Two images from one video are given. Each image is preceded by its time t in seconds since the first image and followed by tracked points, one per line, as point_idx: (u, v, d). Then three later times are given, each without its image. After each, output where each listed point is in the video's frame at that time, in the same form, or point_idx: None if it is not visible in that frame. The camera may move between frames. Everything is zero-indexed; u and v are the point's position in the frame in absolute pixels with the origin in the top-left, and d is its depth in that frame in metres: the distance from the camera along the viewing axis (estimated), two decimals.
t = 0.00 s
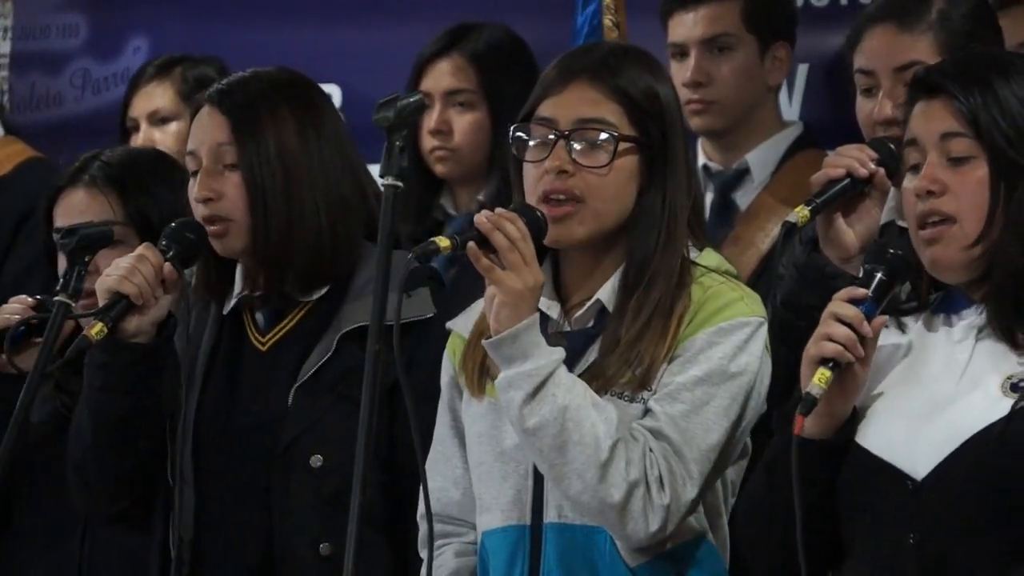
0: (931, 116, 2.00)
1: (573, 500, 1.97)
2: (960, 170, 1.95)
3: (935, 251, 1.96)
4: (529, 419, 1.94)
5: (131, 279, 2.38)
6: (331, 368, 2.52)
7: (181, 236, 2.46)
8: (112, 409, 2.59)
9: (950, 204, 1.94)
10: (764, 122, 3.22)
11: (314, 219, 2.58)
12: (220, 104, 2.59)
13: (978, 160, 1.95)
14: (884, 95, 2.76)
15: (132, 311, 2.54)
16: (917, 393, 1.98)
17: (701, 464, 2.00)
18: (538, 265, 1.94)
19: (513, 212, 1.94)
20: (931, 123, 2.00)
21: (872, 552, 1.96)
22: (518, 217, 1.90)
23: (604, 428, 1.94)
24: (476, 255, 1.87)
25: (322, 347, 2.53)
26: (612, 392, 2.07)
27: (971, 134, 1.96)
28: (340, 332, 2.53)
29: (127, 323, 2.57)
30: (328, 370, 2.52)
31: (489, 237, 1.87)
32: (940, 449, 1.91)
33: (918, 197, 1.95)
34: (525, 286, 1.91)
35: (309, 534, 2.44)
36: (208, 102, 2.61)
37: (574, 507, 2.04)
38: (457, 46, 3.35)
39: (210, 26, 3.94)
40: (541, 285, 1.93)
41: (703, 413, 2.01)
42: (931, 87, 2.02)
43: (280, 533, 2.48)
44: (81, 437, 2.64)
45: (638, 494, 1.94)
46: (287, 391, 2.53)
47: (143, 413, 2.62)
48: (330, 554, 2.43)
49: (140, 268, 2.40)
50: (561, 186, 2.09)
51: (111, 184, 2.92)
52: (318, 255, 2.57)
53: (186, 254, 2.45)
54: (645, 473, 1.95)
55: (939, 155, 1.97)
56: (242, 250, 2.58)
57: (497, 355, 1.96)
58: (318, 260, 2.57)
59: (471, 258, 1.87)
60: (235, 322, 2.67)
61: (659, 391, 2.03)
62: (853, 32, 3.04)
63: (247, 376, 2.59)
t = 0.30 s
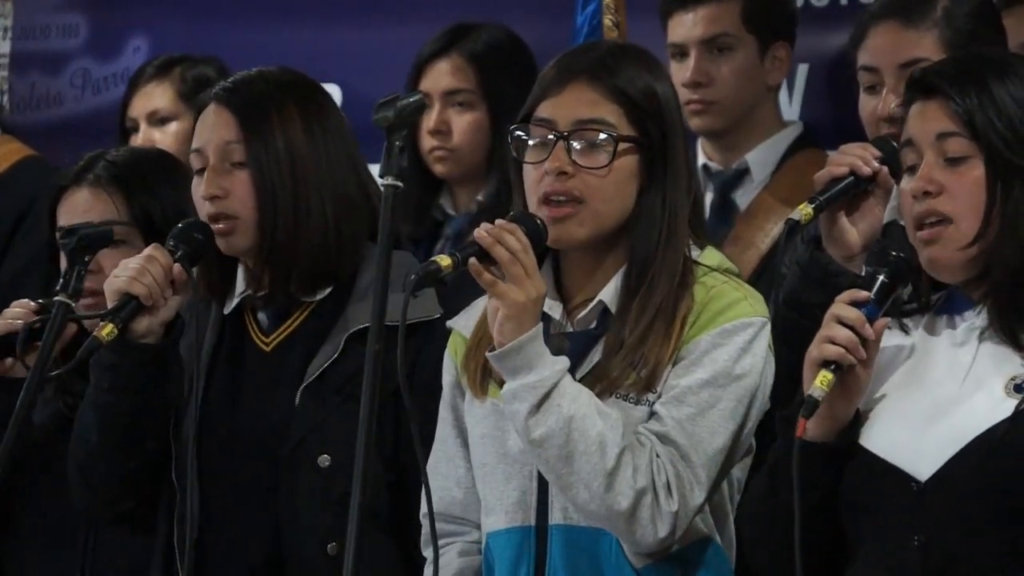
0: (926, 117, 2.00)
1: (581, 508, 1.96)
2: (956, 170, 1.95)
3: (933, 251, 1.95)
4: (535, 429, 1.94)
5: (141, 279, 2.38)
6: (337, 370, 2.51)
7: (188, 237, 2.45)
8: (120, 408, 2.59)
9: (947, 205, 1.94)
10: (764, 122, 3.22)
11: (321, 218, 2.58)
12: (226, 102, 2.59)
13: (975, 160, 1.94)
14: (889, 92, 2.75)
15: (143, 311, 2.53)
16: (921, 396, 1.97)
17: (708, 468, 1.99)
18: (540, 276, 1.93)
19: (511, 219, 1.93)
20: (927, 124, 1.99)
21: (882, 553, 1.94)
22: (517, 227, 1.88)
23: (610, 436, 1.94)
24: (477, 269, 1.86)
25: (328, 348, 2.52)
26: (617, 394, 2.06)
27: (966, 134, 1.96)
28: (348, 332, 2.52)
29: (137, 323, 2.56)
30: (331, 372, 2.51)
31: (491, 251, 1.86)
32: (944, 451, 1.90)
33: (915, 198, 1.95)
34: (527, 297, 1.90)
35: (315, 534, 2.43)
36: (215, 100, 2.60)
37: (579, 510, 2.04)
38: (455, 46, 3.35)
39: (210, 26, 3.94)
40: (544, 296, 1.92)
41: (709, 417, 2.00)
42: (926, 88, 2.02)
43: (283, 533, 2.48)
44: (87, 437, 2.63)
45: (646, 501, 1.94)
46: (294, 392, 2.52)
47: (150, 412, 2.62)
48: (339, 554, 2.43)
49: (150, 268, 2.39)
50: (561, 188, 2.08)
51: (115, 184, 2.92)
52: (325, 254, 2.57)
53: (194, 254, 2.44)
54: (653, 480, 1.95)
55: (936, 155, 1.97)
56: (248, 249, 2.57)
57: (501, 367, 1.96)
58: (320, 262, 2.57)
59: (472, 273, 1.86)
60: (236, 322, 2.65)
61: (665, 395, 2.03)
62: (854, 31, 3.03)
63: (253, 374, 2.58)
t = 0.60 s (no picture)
0: (933, 117, 2.00)
1: (581, 517, 1.96)
2: (961, 169, 1.95)
3: (940, 250, 1.95)
4: (531, 442, 1.93)
5: (144, 280, 2.38)
6: (338, 370, 2.50)
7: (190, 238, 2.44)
8: (121, 408, 2.58)
9: (953, 204, 1.94)
10: (764, 122, 3.22)
11: (322, 219, 2.58)
12: (224, 102, 2.58)
13: (980, 159, 1.94)
14: (890, 91, 2.75)
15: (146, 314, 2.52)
16: (929, 397, 1.97)
17: (708, 473, 1.99)
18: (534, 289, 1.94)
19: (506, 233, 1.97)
20: (934, 123, 1.99)
21: (886, 554, 1.94)
22: (509, 240, 1.90)
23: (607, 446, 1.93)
24: (468, 286, 1.88)
25: (330, 347, 2.52)
26: (617, 397, 2.07)
27: (973, 134, 1.96)
28: (350, 332, 2.52)
29: (140, 324, 2.54)
30: (331, 373, 2.50)
31: (481, 266, 1.88)
32: (951, 455, 1.90)
33: (922, 198, 1.95)
34: (520, 311, 1.91)
35: (318, 534, 2.43)
36: (213, 100, 2.60)
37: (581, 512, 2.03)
38: (455, 46, 3.34)
39: (210, 26, 3.94)
40: (537, 308, 1.93)
41: (709, 421, 1.99)
42: (932, 87, 2.02)
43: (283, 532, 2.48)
44: (87, 437, 2.63)
45: (645, 510, 1.94)
46: (296, 393, 2.52)
47: (150, 412, 2.61)
48: (341, 554, 2.42)
49: (152, 269, 2.39)
50: (560, 191, 2.08)
51: (119, 184, 2.91)
52: (325, 253, 2.57)
53: (196, 255, 2.43)
54: (652, 488, 1.95)
55: (942, 155, 1.97)
56: (248, 250, 2.57)
57: (497, 378, 1.95)
58: (322, 264, 2.57)
59: (462, 289, 1.87)
60: (234, 322, 2.65)
61: (665, 399, 2.02)
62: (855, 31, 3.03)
63: (253, 374, 2.57)
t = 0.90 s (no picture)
0: (946, 116, 1.99)
1: (580, 525, 1.97)
2: (975, 169, 1.94)
3: (953, 251, 1.95)
4: (527, 453, 1.93)
5: (131, 282, 2.38)
6: (328, 370, 2.49)
7: (178, 240, 2.46)
8: (111, 409, 2.59)
9: (964, 205, 1.93)
10: (764, 122, 3.21)
11: (312, 219, 2.57)
12: (214, 102, 2.58)
13: (992, 160, 1.94)
14: (889, 91, 2.74)
15: (134, 315, 2.53)
16: (937, 397, 1.96)
17: (707, 479, 1.98)
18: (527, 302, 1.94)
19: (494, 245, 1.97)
20: (947, 122, 1.99)
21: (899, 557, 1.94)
22: (500, 252, 1.90)
23: (601, 456, 1.93)
24: (457, 301, 1.87)
25: (320, 348, 2.50)
26: (616, 401, 2.06)
27: (983, 134, 1.95)
28: (339, 332, 2.50)
29: (128, 326, 2.56)
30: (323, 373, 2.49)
31: (469, 279, 1.87)
32: (958, 457, 1.89)
33: (934, 198, 1.95)
34: (511, 323, 1.91)
35: (309, 535, 2.43)
36: (203, 100, 2.59)
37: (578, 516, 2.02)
38: (455, 46, 3.34)
39: (210, 26, 3.93)
40: (530, 319, 1.92)
41: (707, 426, 1.99)
42: (946, 88, 2.01)
43: (281, 533, 2.47)
44: (78, 437, 2.64)
45: (643, 518, 1.94)
46: (287, 391, 2.52)
47: (140, 414, 2.62)
48: (332, 554, 2.42)
49: (140, 271, 2.39)
50: (556, 192, 2.09)
51: (128, 183, 2.91)
52: (314, 251, 2.56)
53: (183, 256, 2.46)
54: (649, 496, 1.95)
55: (956, 156, 1.97)
56: (239, 249, 2.57)
57: (491, 392, 1.96)
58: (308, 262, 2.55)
59: (450, 305, 1.86)
60: (224, 323, 2.65)
61: (665, 404, 2.02)
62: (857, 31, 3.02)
63: (244, 375, 2.57)
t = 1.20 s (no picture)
0: (957, 116, 1.99)
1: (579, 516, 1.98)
2: (985, 170, 1.95)
3: (963, 253, 1.95)
4: (527, 441, 1.95)
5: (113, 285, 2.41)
6: (314, 371, 2.51)
7: (158, 241, 2.48)
8: (94, 413, 2.61)
9: (974, 207, 1.93)
10: (764, 122, 3.22)
11: (295, 219, 2.59)
12: (198, 102, 2.58)
13: (1002, 161, 1.93)
14: (893, 92, 2.75)
15: (115, 318, 2.56)
16: (947, 399, 1.96)
17: (705, 471, 1.99)
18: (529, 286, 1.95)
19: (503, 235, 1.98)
20: (957, 122, 1.99)
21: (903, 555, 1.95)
22: (506, 240, 1.92)
23: (601, 446, 1.94)
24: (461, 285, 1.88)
25: (305, 349, 2.52)
26: (617, 396, 2.07)
27: (993, 135, 1.95)
28: (325, 331, 2.52)
29: (109, 330, 2.59)
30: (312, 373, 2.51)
31: (475, 264, 1.89)
32: (966, 459, 1.89)
33: (945, 199, 1.96)
34: (513, 310, 1.92)
35: (299, 535, 2.44)
36: (187, 100, 2.60)
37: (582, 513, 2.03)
38: (456, 46, 3.34)
39: (210, 26, 3.94)
40: (533, 306, 1.94)
41: (706, 418, 2.00)
42: (956, 88, 2.01)
43: (269, 532, 2.47)
44: (64, 439, 2.64)
45: (640, 509, 1.95)
46: (274, 391, 2.52)
47: (124, 418, 2.63)
48: (323, 554, 2.44)
49: (121, 274, 2.42)
50: (558, 189, 2.09)
51: (141, 175, 2.93)
52: (298, 249, 2.58)
53: (164, 259, 2.48)
54: (647, 487, 1.96)
55: (966, 156, 1.97)
56: (223, 250, 2.58)
57: (493, 377, 1.97)
58: (293, 261, 2.57)
59: (455, 289, 1.87)
60: (210, 324, 2.65)
61: (664, 397, 2.03)
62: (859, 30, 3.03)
63: (229, 375, 2.57)
